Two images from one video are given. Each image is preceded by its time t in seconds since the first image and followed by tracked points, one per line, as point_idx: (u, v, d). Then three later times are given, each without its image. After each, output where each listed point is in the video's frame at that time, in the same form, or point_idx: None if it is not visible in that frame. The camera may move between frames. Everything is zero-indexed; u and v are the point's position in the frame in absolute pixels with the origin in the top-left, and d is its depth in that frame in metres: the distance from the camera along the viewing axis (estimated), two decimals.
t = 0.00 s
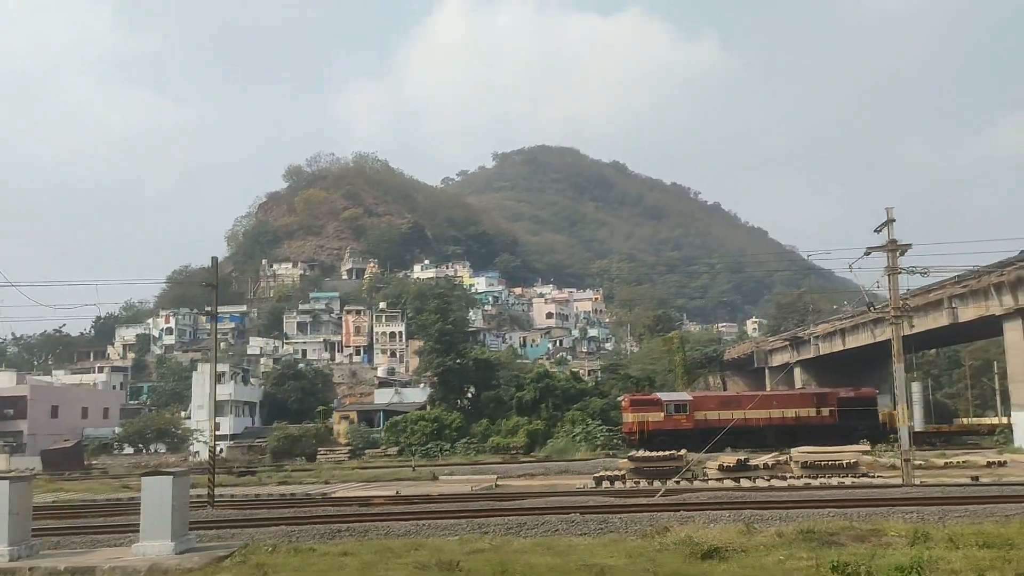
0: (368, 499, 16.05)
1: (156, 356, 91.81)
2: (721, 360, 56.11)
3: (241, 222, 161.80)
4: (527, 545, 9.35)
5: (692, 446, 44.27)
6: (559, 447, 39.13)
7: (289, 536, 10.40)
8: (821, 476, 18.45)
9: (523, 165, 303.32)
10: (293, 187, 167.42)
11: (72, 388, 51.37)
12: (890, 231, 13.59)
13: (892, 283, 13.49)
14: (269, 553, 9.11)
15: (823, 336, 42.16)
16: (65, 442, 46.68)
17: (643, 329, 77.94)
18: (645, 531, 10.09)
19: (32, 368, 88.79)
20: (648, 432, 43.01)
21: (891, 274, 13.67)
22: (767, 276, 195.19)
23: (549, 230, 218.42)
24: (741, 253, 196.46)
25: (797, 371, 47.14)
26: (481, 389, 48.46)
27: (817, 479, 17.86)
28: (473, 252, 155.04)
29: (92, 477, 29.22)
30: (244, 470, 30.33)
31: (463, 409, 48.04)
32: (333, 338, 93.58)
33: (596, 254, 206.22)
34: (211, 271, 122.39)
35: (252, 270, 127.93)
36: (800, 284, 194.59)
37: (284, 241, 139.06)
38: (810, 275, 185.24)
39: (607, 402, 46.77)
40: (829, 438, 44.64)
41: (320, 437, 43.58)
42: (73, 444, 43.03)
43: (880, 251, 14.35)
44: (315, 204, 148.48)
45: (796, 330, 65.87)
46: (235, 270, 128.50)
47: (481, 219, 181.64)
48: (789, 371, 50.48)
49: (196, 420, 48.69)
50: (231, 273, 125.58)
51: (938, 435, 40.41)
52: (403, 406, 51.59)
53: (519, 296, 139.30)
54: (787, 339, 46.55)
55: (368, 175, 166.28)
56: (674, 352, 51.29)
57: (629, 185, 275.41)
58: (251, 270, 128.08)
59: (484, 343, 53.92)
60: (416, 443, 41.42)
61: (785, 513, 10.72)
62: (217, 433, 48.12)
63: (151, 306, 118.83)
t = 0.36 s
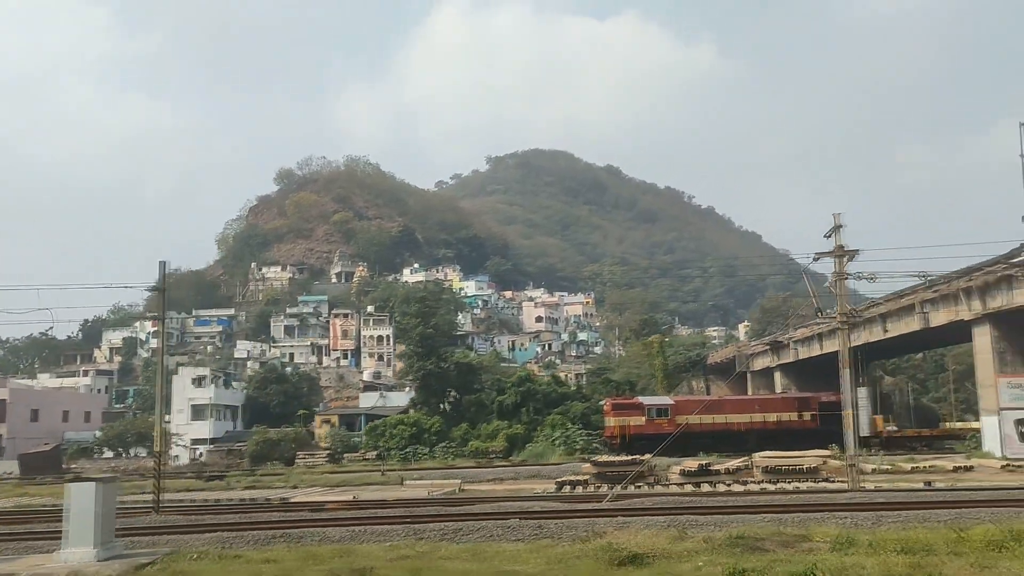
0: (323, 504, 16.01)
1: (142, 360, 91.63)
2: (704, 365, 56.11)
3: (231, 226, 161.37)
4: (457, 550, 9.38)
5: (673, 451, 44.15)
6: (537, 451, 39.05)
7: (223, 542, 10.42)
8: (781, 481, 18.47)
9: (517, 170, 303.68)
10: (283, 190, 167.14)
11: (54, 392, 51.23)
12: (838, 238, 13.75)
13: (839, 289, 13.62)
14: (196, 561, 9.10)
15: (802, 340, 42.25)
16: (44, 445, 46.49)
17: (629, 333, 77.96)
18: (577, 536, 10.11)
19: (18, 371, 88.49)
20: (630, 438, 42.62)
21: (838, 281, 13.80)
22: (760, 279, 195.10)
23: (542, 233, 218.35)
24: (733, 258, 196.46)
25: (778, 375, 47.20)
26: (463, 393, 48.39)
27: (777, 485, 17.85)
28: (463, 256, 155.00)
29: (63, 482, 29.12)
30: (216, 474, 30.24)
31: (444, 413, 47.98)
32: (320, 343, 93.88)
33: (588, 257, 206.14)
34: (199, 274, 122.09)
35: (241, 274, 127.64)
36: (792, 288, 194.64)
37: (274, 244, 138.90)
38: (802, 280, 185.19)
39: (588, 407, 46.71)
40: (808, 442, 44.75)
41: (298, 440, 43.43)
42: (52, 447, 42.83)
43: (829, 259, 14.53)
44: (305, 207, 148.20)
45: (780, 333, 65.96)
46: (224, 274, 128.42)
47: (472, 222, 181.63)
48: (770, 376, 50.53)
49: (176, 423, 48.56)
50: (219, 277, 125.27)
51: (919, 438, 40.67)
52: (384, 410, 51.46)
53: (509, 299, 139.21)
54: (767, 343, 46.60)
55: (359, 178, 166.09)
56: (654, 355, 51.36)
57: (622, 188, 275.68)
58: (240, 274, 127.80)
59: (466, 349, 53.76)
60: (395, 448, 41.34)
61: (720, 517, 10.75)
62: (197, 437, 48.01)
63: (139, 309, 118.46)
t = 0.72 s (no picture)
0: (276, 506, 15.96)
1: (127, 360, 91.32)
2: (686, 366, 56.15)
3: (220, 226, 160.78)
4: (386, 552, 9.38)
5: (654, 453, 44.10)
6: (514, 453, 39.02)
7: (157, 544, 10.39)
8: (742, 484, 18.48)
9: (510, 171, 303.70)
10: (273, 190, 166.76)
11: (34, 393, 51.00)
12: (787, 242, 13.87)
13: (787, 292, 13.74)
14: (121, 564, 9.09)
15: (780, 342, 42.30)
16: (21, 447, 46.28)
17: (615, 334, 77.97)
18: (512, 538, 10.12)
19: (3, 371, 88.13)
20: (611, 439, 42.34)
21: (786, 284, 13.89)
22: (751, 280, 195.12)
23: (533, 235, 218.32)
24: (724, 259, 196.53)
25: (758, 377, 47.27)
26: (443, 394, 48.35)
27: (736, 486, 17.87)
28: (453, 257, 154.81)
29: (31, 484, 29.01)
30: (187, 476, 30.13)
31: (424, 414, 47.96)
32: (306, 343, 93.83)
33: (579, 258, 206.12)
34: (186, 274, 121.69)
35: (229, 274, 127.28)
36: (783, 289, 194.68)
37: (262, 244, 138.64)
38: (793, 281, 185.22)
39: (569, 409, 46.67)
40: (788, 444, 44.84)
41: (276, 442, 43.31)
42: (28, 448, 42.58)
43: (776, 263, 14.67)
44: (294, 208, 147.84)
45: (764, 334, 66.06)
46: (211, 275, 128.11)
47: (463, 223, 181.45)
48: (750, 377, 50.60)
49: (155, 425, 48.41)
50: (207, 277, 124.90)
51: (901, 441, 41.39)
52: (364, 411, 51.36)
53: (498, 300, 139.06)
54: (747, 346, 46.71)
55: (349, 179, 165.80)
56: (633, 355, 51.39)
57: (614, 189, 275.72)
58: (228, 274, 127.43)
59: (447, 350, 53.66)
60: (373, 449, 41.29)
61: (658, 520, 10.76)
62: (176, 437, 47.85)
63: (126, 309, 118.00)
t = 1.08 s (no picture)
0: (229, 505, 15.92)
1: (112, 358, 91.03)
2: (667, 366, 56.16)
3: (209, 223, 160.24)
4: (315, 552, 9.42)
5: (634, 452, 44.08)
6: (491, 451, 39.03)
7: (90, 544, 10.37)
8: (700, 484, 18.48)
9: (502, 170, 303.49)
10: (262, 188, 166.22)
11: (12, 391, 50.76)
12: (733, 242, 14.01)
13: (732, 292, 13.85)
14: (45, 565, 9.08)
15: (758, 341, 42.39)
16: None
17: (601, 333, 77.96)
18: (444, 538, 10.17)
19: None
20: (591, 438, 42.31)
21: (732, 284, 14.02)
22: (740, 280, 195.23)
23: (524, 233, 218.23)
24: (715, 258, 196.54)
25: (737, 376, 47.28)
26: (423, 392, 48.27)
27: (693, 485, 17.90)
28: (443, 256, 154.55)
29: None
30: (157, 474, 30.00)
31: (404, 413, 47.91)
32: (292, 342, 93.43)
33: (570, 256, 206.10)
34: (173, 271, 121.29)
35: (217, 272, 126.86)
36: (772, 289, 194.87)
37: (250, 242, 138.33)
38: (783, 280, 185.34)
39: (549, 408, 46.65)
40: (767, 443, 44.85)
41: (254, 440, 43.17)
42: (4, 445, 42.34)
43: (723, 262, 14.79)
44: (283, 205, 147.37)
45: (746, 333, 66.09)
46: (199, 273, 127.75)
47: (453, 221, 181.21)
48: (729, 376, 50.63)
49: (133, 423, 48.19)
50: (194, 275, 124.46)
51: (881, 439, 41.19)
52: (344, 410, 51.23)
53: (487, 299, 138.91)
54: (726, 345, 46.72)
55: (338, 176, 165.41)
56: (612, 354, 51.38)
57: (606, 188, 275.63)
58: (216, 272, 127.02)
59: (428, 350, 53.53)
60: (351, 448, 41.21)
61: (593, 520, 10.77)
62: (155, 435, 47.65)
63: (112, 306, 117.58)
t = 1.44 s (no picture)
0: (178, 503, 15.82)
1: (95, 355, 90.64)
2: (647, 364, 56.17)
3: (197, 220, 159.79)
4: (237, 551, 9.36)
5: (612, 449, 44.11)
6: (467, 449, 39.05)
7: (18, 542, 10.28)
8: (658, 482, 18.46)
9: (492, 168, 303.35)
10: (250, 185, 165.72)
11: None
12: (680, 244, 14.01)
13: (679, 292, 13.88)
14: None
15: (734, 340, 42.45)
16: None
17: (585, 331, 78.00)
18: (371, 537, 10.11)
19: None
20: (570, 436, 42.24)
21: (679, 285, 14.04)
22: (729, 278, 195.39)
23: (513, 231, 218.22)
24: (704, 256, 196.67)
25: (715, 374, 47.22)
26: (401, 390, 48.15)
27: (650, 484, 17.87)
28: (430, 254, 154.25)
29: None
30: (125, 472, 29.87)
31: (382, 411, 47.82)
32: (276, 339, 93.22)
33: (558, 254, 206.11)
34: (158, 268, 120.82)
35: (203, 269, 126.42)
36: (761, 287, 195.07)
37: (237, 239, 137.93)
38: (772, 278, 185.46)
39: (527, 405, 46.65)
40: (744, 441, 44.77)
41: (230, 437, 43.07)
42: None
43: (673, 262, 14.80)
44: (270, 202, 147.00)
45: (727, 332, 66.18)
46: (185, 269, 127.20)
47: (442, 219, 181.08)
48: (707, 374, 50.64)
49: (110, 420, 48.00)
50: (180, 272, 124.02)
51: (860, 437, 40.66)
52: (323, 407, 51.14)
53: (474, 296, 138.73)
54: (703, 343, 46.68)
55: (327, 173, 165.04)
56: (590, 352, 51.39)
57: (596, 185, 275.72)
58: (202, 269, 126.58)
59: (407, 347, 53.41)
60: (327, 445, 41.13)
61: (526, 519, 10.73)
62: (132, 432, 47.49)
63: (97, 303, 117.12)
